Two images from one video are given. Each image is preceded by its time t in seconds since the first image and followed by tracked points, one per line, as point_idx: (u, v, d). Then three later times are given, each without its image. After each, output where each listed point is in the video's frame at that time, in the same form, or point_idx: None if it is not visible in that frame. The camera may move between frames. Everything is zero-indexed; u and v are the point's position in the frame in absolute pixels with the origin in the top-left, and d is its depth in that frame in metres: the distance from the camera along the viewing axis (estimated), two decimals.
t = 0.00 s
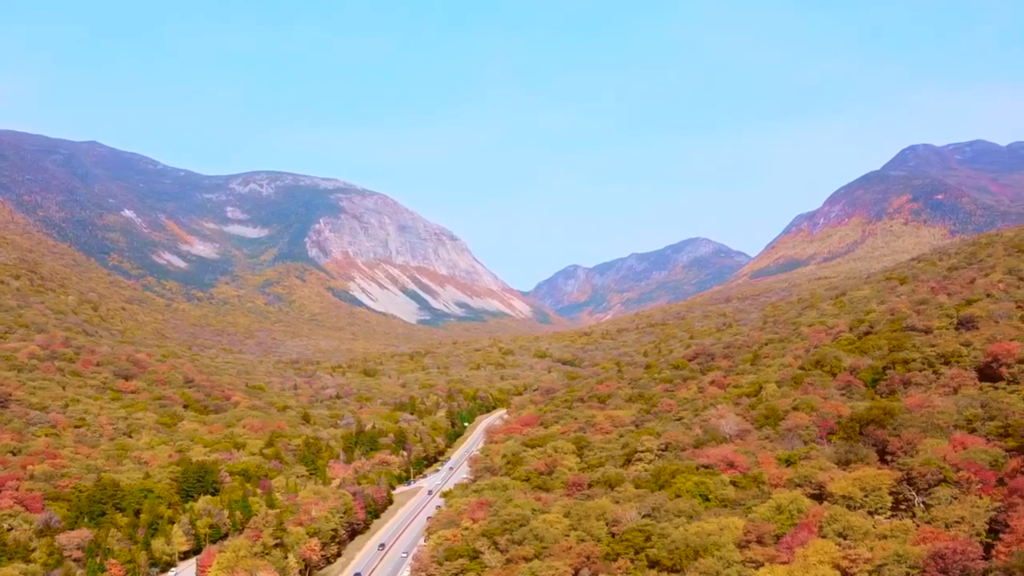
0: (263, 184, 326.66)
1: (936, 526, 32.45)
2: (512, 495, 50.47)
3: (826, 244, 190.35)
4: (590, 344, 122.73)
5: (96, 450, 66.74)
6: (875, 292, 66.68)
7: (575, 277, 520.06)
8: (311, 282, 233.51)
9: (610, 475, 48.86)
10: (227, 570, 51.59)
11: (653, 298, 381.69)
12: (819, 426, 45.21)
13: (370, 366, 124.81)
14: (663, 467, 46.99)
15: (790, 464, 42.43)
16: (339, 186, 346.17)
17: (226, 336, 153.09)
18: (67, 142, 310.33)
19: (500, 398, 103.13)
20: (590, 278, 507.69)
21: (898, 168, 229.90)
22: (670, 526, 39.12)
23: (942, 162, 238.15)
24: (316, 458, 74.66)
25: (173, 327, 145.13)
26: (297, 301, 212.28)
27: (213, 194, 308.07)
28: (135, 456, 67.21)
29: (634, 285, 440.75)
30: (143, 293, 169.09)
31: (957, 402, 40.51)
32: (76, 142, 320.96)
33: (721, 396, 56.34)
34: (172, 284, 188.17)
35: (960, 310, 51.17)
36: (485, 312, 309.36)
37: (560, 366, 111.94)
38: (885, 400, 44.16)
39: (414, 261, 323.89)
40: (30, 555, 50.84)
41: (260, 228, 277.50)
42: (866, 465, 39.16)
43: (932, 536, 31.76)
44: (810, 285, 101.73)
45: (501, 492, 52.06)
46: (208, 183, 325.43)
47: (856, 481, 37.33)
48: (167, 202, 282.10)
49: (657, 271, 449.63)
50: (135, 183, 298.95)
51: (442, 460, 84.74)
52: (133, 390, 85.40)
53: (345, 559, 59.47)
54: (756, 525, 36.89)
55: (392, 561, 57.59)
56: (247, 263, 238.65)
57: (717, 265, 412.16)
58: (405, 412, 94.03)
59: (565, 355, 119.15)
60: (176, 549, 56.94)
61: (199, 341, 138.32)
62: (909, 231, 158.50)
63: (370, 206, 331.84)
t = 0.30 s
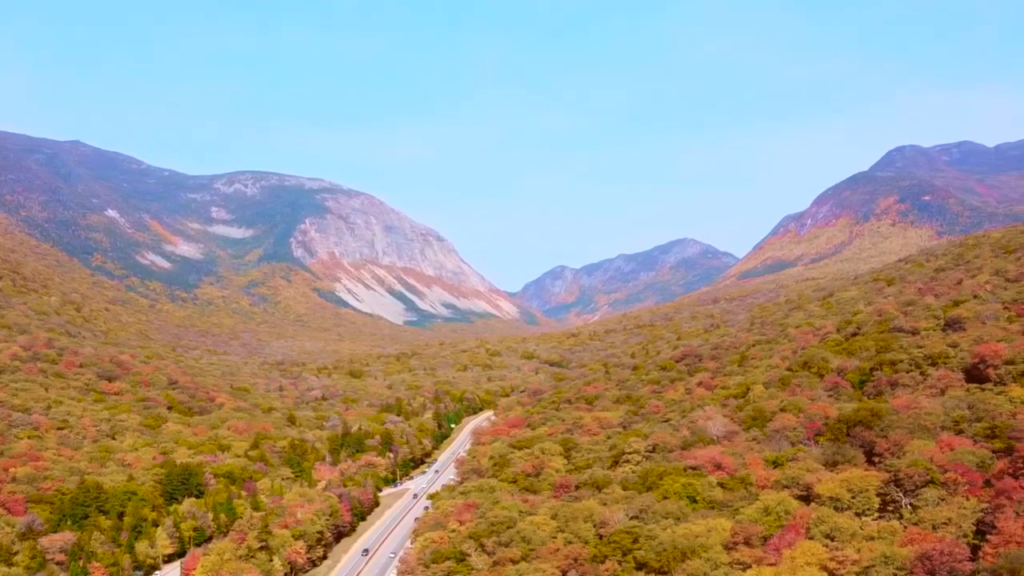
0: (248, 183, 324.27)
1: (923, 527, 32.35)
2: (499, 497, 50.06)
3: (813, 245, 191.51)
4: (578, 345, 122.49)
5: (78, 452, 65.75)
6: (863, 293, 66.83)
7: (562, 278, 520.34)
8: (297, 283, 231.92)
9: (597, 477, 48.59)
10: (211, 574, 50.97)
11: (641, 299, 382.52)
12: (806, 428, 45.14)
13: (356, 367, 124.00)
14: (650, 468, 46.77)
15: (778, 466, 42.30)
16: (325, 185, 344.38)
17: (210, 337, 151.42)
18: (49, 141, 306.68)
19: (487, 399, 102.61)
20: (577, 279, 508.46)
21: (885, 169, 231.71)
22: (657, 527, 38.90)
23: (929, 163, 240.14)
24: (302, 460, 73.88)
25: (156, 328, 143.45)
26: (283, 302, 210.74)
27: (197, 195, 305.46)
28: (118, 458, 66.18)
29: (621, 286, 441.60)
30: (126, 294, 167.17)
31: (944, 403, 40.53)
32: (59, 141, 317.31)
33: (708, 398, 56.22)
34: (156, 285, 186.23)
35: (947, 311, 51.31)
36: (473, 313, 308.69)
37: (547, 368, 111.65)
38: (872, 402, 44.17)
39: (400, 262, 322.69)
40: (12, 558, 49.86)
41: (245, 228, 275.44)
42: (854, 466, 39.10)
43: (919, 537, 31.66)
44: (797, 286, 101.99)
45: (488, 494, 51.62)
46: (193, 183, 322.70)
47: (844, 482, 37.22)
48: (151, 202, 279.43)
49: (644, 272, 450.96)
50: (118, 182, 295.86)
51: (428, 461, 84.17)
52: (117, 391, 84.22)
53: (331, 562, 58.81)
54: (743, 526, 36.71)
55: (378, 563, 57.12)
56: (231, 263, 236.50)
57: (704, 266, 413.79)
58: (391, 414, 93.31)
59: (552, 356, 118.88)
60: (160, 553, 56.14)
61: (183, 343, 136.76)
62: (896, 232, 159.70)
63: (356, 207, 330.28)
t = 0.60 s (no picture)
0: (235, 184, 322.27)
1: (912, 528, 32.27)
2: (488, 499, 49.71)
3: (802, 246, 192.30)
4: (567, 346, 122.33)
5: (64, 454, 64.89)
6: (852, 295, 66.93)
7: (552, 279, 520.48)
8: (284, 284, 230.52)
9: (587, 478, 48.31)
10: None
11: (631, 300, 382.94)
12: (796, 429, 45.09)
13: (344, 369, 123.28)
14: (640, 470, 46.57)
15: (767, 467, 42.20)
16: (313, 185, 342.81)
17: (197, 339, 150.08)
18: (34, 141, 303.68)
19: (476, 401, 102.18)
20: (567, 280, 509.00)
21: (875, 171, 233.16)
22: (647, 529, 38.68)
23: (919, 164, 241.96)
24: (290, 462, 73.17)
25: (143, 329, 142.05)
26: (270, 303, 209.42)
27: (184, 195, 303.32)
28: (104, 461, 65.31)
29: (611, 287, 442.02)
30: (112, 295, 165.52)
31: (934, 405, 40.55)
32: (44, 141, 314.36)
33: (698, 399, 56.13)
34: (142, 286, 184.61)
35: (936, 312, 51.45)
36: (462, 314, 307.92)
37: (536, 369, 111.35)
38: (862, 403, 44.18)
39: (389, 263, 321.39)
40: None
41: (232, 229, 273.68)
42: (843, 468, 39.04)
43: (909, 539, 31.55)
44: (786, 288, 102.13)
45: (477, 496, 51.25)
46: (180, 183, 320.43)
47: (833, 484, 37.12)
48: (138, 202, 277.25)
49: (634, 273, 452.01)
50: (105, 182, 293.32)
51: (417, 463, 83.69)
52: (103, 393, 83.28)
53: (319, 564, 58.18)
54: (733, 527, 36.54)
55: (367, 565, 56.54)
56: (218, 264, 234.76)
57: (694, 267, 414.93)
58: (380, 416, 92.76)
59: (541, 357, 118.61)
60: (146, 555, 55.37)
61: (169, 344, 135.48)
62: (885, 233, 160.59)
63: (344, 207, 328.89)
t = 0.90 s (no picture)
0: (220, 184, 319.84)
1: (900, 530, 32.14)
2: (475, 501, 49.30)
3: (789, 247, 193.44)
4: (554, 347, 122.08)
5: (46, 456, 63.90)
6: (839, 296, 67.12)
7: (539, 280, 520.76)
8: (269, 284, 228.84)
9: (574, 480, 47.97)
10: None
11: (618, 301, 383.86)
12: (783, 431, 45.01)
13: (330, 370, 122.29)
14: (627, 472, 46.30)
15: (754, 469, 42.07)
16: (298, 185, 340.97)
17: (180, 340, 148.37)
18: (16, 140, 300.07)
19: (462, 403, 101.61)
20: (553, 282, 509.05)
21: (862, 172, 235.42)
22: (634, 531, 38.42)
23: (905, 165, 244.54)
24: (275, 464, 72.35)
25: (126, 330, 140.42)
26: (255, 304, 207.76)
27: (168, 195, 300.55)
28: (87, 463, 64.32)
29: (598, 288, 442.91)
30: (95, 295, 163.58)
31: (920, 406, 40.56)
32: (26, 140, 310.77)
33: (685, 400, 56.01)
34: (125, 286, 182.63)
35: (923, 313, 51.64)
36: (449, 315, 307.09)
37: (523, 371, 111.01)
38: (849, 404, 44.18)
39: (375, 263, 319.88)
40: None
41: (217, 229, 271.45)
42: (830, 469, 38.93)
43: (896, 540, 31.44)
44: (773, 289, 102.53)
45: (464, 498, 50.86)
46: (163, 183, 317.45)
47: (820, 485, 37.00)
48: (121, 202, 274.37)
49: (621, 274, 453.22)
50: (87, 182, 290.28)
51: (403, 465, 83.13)
52: (86, 394, 82.17)
53: (304, 568, 57.48)
54: (720, 529, 36.33)
55: (352, 568, 55.90)
56: (202, 264, 232.57)
57: (681, 269, 416.63)
58: (366, 418, 92.01)
59: (528, 359, 118.34)
60: (129, 558, 54.32)
61: (153, 345, 133.98)
62: (872, 234, 161.80)
63: (330, 207, 327.25)
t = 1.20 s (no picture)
0: (207, 183, 317.86)
1: (889, 531, 32.07)
2: (465, 503, 48.96)
3: (780, 248, 194.52)
4: (544, 348, 121.94)
5: (31, 458, 63.08)
6: (828, 297, 67.34)
7: (528, 281, 521.13)
8: (257, 285, 227.50)
9: (564, 482, 47.72)
10: None
11: (608, 302, 384.47)
12: (773, 432, 45.00)
13: (318, 371, 121.47)
14: (617, 473, 46.06)
15: (744, 470, 41.96)
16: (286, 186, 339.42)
17: (167, 341, 147.09)
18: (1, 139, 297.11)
19: (452, 404, 101.24)
20: (543, 283, 509.24)
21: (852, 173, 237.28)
22: (624, 532, 38.21)
23: (895, 166, 246.67)
24: (262, 466, 71.69)
25: (112, 331, 139.07)
26: (243, 305, 206.45)
27: (154, 195, 298.28)
28: (73, 465, 63.49)
29: (588, 289, 443.72)
30: (81, 296, 162.03)
31: (910, 407, 40.59)
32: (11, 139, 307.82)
33: (675, 402, 55.86)
34: (111, 287, 181.05)
35: (912, 314, 51.76)
36: (438, 316, 306.46)
37: (512, 372, 110.71)
38: (839, 405, 44.18)
39: (363, 264, 318.70)
40: None
41: (204, 229, 269.61)
42: (820, 470, 38.87)
43: (885, 541, 31.37)
44: (763, 290, 102.77)
45: (453, 500, 50.51)
46: (150, 183, 314.95)
47: (810, 486, 36.94)
48: (107, 202, 271.99)
49: (611, 275, 454.34)
50: (74, 182, 287.75)
51: (392, 467, 82.60)
52: (72, 396, 81.21)
53: (292, 570, 56.91)
54: (710, 531, 36.17)
55: (340, 571, 55.34)
56: (190, 265, 230.86)
57: (671, 269, 418.20)
58: (354, 419, 91.47)
59: (518, 360, 118.03)
60: (116, 561, 53.62)
61: (140, 346, 132.69)
62: (862, 235, 162.80)
63: (318, 208, 325.87)
